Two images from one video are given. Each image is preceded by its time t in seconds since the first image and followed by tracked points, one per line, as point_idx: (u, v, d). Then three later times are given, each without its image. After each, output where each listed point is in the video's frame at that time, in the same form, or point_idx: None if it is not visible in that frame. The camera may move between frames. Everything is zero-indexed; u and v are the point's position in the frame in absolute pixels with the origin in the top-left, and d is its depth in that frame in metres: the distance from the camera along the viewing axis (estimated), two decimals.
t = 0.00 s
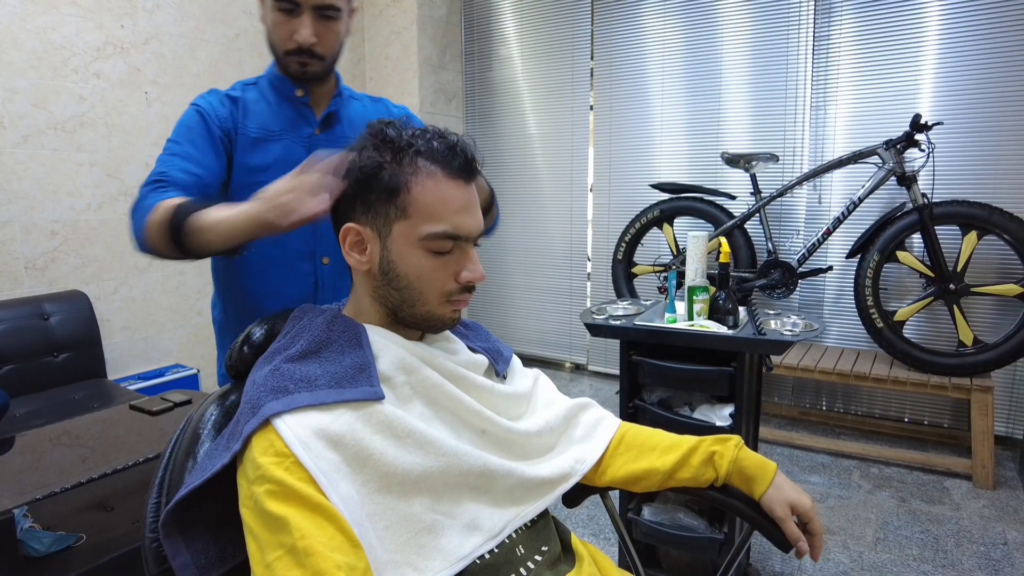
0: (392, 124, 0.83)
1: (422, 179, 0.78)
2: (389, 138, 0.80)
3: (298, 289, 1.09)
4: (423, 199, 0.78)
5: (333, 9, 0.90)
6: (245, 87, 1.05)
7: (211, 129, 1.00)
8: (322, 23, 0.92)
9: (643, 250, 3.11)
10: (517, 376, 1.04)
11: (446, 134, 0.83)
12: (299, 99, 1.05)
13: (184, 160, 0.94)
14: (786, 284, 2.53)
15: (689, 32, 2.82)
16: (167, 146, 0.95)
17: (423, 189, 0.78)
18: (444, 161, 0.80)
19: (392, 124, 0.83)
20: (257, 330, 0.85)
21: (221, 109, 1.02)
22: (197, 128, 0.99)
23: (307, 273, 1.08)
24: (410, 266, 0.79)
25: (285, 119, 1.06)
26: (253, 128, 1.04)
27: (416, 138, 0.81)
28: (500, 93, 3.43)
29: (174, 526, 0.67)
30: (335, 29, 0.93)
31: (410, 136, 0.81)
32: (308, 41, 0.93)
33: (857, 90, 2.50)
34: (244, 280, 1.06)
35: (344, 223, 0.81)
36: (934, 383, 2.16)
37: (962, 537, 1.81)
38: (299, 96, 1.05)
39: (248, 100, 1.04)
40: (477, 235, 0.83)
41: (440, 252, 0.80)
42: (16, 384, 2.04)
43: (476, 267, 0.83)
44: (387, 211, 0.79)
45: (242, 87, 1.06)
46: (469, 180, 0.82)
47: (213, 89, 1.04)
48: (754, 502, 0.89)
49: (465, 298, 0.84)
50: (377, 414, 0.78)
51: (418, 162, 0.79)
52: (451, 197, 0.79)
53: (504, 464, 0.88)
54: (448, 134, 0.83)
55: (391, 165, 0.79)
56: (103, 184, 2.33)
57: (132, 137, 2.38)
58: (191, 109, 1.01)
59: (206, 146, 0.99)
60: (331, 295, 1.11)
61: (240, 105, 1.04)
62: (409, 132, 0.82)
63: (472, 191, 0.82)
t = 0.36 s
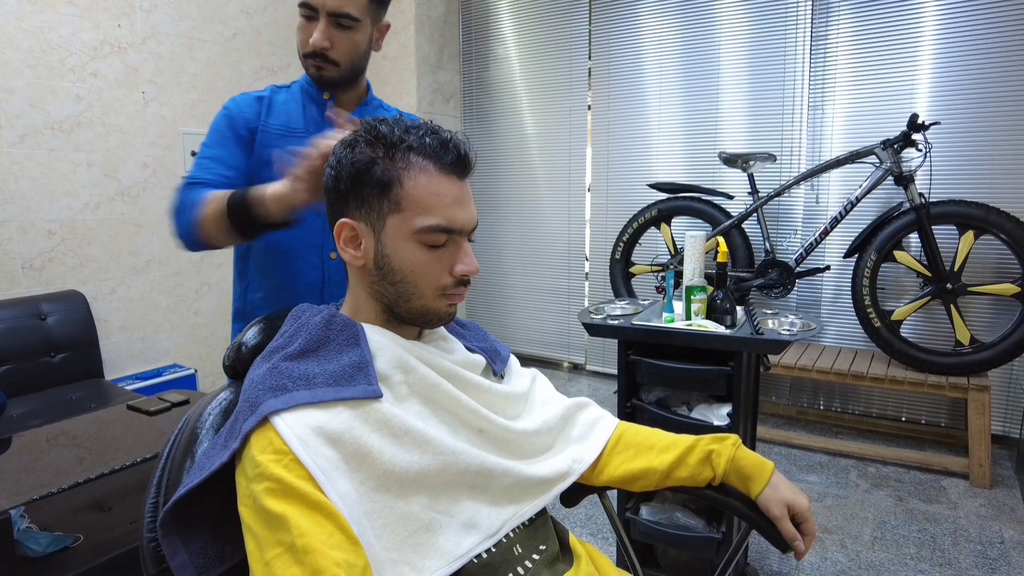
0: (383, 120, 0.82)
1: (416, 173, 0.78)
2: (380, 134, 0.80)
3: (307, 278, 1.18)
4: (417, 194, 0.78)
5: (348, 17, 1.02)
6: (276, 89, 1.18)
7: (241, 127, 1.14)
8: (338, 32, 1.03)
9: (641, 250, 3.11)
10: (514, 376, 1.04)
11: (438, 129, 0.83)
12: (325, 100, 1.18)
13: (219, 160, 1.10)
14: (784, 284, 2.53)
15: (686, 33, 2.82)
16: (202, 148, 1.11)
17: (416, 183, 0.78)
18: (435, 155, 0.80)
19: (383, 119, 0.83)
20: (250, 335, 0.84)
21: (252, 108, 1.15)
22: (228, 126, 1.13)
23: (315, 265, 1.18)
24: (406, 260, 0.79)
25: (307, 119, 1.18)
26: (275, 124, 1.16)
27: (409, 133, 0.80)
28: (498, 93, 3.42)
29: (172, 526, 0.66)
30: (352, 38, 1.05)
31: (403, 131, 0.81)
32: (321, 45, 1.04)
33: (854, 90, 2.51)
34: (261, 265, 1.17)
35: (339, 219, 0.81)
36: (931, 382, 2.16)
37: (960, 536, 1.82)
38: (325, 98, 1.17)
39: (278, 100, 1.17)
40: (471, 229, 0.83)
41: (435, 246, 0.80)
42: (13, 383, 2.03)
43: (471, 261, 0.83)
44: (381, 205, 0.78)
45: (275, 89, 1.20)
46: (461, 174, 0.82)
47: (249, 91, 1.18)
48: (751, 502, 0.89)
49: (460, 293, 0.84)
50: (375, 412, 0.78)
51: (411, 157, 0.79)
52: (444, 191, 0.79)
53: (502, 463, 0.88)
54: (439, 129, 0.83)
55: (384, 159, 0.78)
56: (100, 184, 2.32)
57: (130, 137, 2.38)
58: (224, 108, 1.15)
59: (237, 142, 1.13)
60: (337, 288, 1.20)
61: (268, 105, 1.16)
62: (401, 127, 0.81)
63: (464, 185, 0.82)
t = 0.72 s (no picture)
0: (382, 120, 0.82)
1: (415, 174, 0.78)
2: (380, 135, 0.80)
3: (305, 276, 1.09)
4: (416, 196, 0.78)
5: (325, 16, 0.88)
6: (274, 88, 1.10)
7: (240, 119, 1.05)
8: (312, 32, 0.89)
9: (640, 250, 3.11)
10: (512, 377, 1.04)
11: (437, 131, 0.83)
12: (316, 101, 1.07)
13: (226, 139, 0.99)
14: (782, 284, 2.54)
15: (684, 33, 2.83)
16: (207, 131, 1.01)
17: (414, 184, 0.77)
18: (435, 156, 0.80)
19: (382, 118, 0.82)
20: (249, 335, 0.84)
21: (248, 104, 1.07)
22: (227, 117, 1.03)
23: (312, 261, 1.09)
24: (404, 262, 0.79)
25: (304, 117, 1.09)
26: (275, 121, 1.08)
27: (408, 134, 0.80)
28: (496, 93, 3.43)
29: (170, 526, 0.66)
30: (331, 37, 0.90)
31: (402, 131, 0.80)
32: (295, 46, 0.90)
33: (853, 90, 2.51)
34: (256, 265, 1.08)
35: (338, 219, 0.81)
36: (929, 382, 2.17)
37: (957, 535, 1.82)
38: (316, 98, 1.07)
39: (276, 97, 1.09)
40: (469, 231, 0.83)
41: (433, 247, 0.80)
42: (10, 384, 2.03)
43: (470, 262, 0.83)
44: (380, 207, 0.78)
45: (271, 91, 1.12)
46: (460, 175, 0.82)
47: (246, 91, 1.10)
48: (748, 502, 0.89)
49: (459, 294, 0.84)
50: (373, 413, 0.78)
51: (410, 158, 0.78)
52: (443, 192, 0.79)
53: (500, 464, 0.88)
54: (438, 130, 0.83)
55: (383, 160, 0.78)
56: (98, 183, 2.32)
57: (128, 136, 2.38)
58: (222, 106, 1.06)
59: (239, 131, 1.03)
60: (336, 287, 1.11)
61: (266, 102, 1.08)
62: (400, 128, 0.81)
63: (462, 186, 0.82)
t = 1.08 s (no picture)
0: (400, 122, 0.81)
1: (428, 182, 0.77)
2: (397, 138, 0.79)
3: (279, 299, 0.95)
4: (428, 204, 0.77)
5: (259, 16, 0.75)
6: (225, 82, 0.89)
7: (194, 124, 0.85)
8: (248, 32, 0.76)
9: (638, 250, 3.12)
10: (512, 378, 1.04)
11: (454, 139, 0.82)
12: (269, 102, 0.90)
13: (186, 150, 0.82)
14: (780, 284, 2.54)
15: (683, 33, 2.83)
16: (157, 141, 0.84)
17: (427, 193, 0.77)
18: (449, 166, 0.80)
19: (400, 121, 0.81)
20: (248, 335, 0.84)
21: (199, 104, 0.87)
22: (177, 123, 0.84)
23: (289, 279, 0.95)
24: (411, 268, 0.79)
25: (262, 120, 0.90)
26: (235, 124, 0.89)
27: (424, 141, 0.80)
28: (494, 93, 3.43)
29: (168, 527, 0.66)
30: (268, 38, 0.78)
31: (416, 137, 0.79)
32: (232, 48, 0.78)
33: (851, 90, 2.51)
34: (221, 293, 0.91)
35: (346, 220, 0.80)
36: (926, 382, 2.17)
37: (954, 535, 1.82)
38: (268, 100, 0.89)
39: (230, 94, 0.89)
40: (477, 241, 0.83)
41: (441, 257, 0.79)
42: (7, 385, 2.02)
43: (476, 273, 0.83)
44: (389, 212, 0.78)
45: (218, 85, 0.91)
46: (472, 186, 0.82)
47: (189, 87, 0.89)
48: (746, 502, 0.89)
49: (461, 303, 0.84)
50: (373, 415, 0.78)
51: (425, 165, 0.78)
52: (455, 203, 0.79)
53: (498, 465, 0.88)
54: (455, 139, 0.82)
55: (396, 165, 0.77)
56: (96, 184, 2.32)
57: (125, 137, 2.38)
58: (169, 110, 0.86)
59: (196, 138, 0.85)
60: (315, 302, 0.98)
61: (220, 101, 0.88)
62: (417, 133, 0.80)
63: (474, 197, 0.82)
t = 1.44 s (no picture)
0: (424, 130, 0.81)
1: (446, 194, 0.77)
2: (419, 147, 0.79)
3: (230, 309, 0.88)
4: (444, 216, 0.77)
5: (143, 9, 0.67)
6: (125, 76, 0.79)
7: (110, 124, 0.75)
8: (134, 29, 0.69)
9: (635, 250, 3.12)
10: (510, 379, 1.05)
11: (475, 152, 0.82)
12: (181, 99, 0.82)
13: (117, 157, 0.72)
14: (777, 283, 2.54)
15: (680, 32, 2.83)
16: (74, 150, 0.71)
17: (445, 207, 0.77)
18: (467, 180, 0.79)
19: (423, 131, 0.81)
20: (251, 330, 0.84)
21: (108, 102, 0.75)
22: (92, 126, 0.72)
23: (235, 292, 0.88)
24: (419, 277, 0.79)
25: (181, 119, 0.83)
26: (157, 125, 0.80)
27: (446, 152, 0.80)
28: (491, 93, 3.43)
29: (166, 527, 0.66)
30: (160, 33, 0.71)
31: (438, 149, 0.79)
32: (121, 49, 0.71)
33: (848, 90, 2.52)
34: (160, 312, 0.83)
35: (357, 223, 0.80)
36: (923, 381, 2.17)
37: (952, 534, 1.83)
38: (180, 98, 0.82)
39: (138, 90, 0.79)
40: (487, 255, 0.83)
41: (450, 268, 0.79)
42: (4, 385, 2.02)
43: (482, 286, 0.83)
44: (403, 220, 0.78)
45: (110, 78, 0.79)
46: (486, 201, 0.82)
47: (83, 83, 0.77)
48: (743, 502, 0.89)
49: (465, 314, 0.84)
50: (372, 416, 0.78)
51: (443, 177, 0.78)
52: (469, 216, 0.79)
53: (496, 466, 0.88)
54: (475, 153, 0.82)
55: (416, 175, 0.77)
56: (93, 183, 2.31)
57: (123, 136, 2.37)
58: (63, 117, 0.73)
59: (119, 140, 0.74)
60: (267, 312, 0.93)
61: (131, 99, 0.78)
62: (439, 143, 0.80)
63: (488, 212, 0.82)
